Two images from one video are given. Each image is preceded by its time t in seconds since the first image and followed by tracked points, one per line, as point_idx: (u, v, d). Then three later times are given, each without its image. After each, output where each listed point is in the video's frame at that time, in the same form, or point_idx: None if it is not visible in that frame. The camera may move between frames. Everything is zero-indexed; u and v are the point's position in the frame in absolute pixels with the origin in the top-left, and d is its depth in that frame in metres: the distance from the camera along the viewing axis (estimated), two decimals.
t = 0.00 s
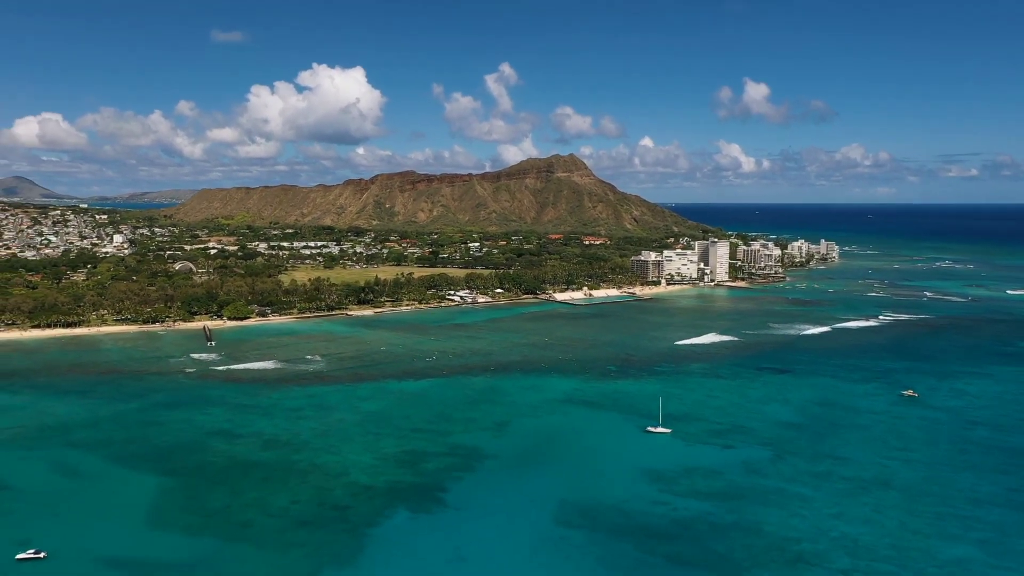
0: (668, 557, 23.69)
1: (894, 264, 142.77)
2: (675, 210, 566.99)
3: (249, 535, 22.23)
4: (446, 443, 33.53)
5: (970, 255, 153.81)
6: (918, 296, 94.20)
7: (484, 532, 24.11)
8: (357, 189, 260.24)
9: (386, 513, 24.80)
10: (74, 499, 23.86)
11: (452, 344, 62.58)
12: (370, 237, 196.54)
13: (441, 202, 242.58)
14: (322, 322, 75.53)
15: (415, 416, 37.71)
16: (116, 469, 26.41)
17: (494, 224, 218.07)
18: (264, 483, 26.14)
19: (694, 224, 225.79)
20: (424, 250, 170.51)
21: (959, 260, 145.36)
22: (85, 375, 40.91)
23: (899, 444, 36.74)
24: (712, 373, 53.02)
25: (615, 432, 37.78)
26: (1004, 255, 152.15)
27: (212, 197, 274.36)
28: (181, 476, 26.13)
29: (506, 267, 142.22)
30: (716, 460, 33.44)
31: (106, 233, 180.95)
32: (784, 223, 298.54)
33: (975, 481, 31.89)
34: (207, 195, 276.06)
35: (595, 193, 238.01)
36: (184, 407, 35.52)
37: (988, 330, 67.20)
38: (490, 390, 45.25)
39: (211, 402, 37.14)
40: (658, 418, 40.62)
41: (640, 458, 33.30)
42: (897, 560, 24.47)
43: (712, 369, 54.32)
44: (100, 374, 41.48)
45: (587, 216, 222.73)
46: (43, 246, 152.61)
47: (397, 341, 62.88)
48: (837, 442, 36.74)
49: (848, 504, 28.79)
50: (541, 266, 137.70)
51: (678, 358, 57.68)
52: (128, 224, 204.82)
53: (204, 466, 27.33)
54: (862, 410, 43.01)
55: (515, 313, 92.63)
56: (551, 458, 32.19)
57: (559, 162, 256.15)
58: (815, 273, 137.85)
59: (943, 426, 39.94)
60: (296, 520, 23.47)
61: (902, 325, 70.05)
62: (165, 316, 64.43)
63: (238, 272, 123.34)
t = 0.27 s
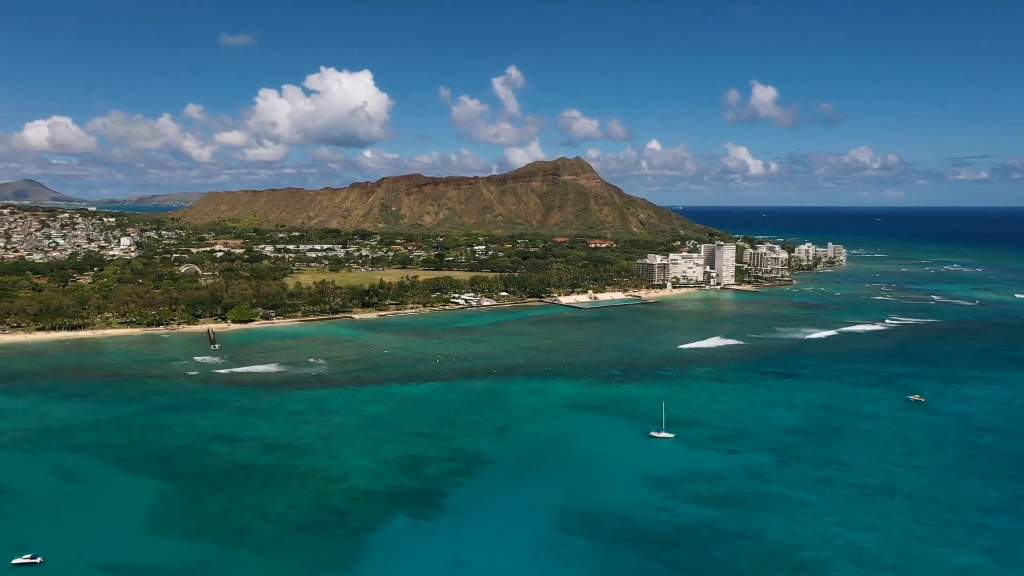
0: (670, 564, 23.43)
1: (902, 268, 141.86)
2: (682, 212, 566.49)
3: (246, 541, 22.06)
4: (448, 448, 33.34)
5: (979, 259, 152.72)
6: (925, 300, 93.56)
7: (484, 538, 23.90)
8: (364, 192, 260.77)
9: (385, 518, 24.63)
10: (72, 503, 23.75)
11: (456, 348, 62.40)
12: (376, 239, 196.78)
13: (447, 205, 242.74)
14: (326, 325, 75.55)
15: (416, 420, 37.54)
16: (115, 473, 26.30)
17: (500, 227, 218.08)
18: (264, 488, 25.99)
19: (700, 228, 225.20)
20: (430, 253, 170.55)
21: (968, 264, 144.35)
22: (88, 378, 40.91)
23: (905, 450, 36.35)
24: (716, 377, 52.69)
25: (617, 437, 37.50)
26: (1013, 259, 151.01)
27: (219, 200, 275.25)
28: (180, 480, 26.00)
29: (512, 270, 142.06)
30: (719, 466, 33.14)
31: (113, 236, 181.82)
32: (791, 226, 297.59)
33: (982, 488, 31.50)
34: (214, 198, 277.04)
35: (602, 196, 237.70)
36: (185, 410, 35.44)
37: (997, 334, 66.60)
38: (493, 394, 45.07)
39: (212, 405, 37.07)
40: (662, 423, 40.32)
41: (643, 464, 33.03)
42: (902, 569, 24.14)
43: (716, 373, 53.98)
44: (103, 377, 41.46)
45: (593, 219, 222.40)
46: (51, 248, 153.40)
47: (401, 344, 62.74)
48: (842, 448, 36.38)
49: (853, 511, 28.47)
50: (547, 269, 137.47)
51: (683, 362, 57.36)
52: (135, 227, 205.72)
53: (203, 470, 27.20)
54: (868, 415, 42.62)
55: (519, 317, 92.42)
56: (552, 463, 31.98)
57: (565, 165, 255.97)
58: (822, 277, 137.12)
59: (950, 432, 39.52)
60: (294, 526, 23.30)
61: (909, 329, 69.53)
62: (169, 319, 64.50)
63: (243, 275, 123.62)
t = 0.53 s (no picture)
0: (671, 572, 23.17)
1: (911, 271, 140.76)
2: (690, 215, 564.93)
3: (243, 547, 21.95)
4: (449, 453, 33.19)
5: (989, 262, 151.38)
6: (933, 304, 92.91)
7: (482, 544, 23.70)
8: (370, 195, 261.37)
9: (384, 524, 24.49)
10: (70, 508, 23.69)
11: (460, 351, 62.28)
12: (382, 242, 197.08)
13: (454, 208, 242.97)
14: (331, 328, 75.58)
15: (418, 425, 37.37)
16: (114, 477, 26.25)
17: (506, 230, 218.07)
18: (263, 492, 25.89)
19: (708, 231, 224.53)
20: (436, 256, 170.65)
21: (978, 268, 143.08)
22: (91, 381, 41.00)
23: (911, 456, 35.96)
24: (721, 381, 52.33)
25: (620, 442, 37.23)
26: None
27: (227, 203, 276.49)
28: (179, 484, 25.93)
29: (517, 273, 141.94)
30: (722, 472, 32.86)
31: (121, 239, 182.90)
32: (799, 228, 296.19)
33: (989, 495, 31.07)
34: (222, 201, 278.37)
35: (608, 199, 237.38)
36: (187, 414, 35.42)
37: (1006, 339, 65.86)
38: (496, 398, 44.88)
39: (214, 408, 37.03)
40: (665, 428, 40.06)
41: (646, 469, 32.79)
42: None
43: (721, 377, 53.65)
44: (106, 380, 41.54)
45: (600, 222, 222.09)
46: (59, 251, 154.40)
47: (405, 348, 62.68)
48: (847, 454, 36.01)
49: (858, 518, 28.11)
50: (552, 272, 137.27)
51: (687, 366, 57.01)
52: (143, 230, 206.92)
53: (203, 475, 27.14)
54: (874, 421, 42.19)
55: (524, 320, 92.20)
56: (554, 468, 31.78)
57: (572, 168, 255.87)
58: (830, 280, 136.42)
59: (957, 438, 39.04)
60: (293, 531, 23.18)
61: (917, 333, 68.89)
62: (174, 322, 64.70)
63: (249, 278, 124.06)
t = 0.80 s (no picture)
0: None
1: (919, 275, 139.76)
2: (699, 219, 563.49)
3: (240, 552, 21.82)
4: (450, 457, 33.02)
5: (999, 266, 150.15)
6: (942, 308, 92.15)
7: (481, 551, 23.53)
8: (377, 199, 261.88)
9: (383, 529, 24.32)
10: (69, 512, 23.62)
11: (464, 355, 62.07)
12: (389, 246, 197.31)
13: (460, 211, 243.12)
14: (335, 332, 75.56)
15: (420, 429, 37.24)
16: (113, 481, 26.15)
17: (512, 233, 218.04)
18: (262, 497, 25.74)
19: (715, 234, 223.68)
20: (442, 259, 170.64)
21: (987, 272, 141.90)
22: (94, 384, 40.98)
23: (918, 463, 35.52)
24: (726, 386, 51.95)
25: (623, 447, 36.97)
26: None
27: (234, 206, 277.58)
28: (178, 489, 25.81)
29: (523, 276, 141.75)
30: (726, 478, 32.51)
31: (129, 242, 183.65)
32: (807, 232, 294.69)
33: (997, 502, 30.65)
34: (230, 204, 279.51)
35: (615, 202, 237.00)
36: (189, 417, 35.36)
37: (1016, 344, 65.19)
38: (499, 402, 44.67)
39: (216, 412, 36.95)
40: (669, 433, 39.74)
41: (648, 475, 32.50)
42: None
43: (726, 382, 53.25)
44: (109, 383, 41.57)
45: (606, 225, 221.77)
46: (67, 255, 155.13)
47: (409, 351, 62.51)
48: (853, 460, 35.61)
49: (863, 526, 27.75)
50: (558, 275, 137.01)
51: (692, 370, 56.65)
52: (151, 233, 208.00)
53: (202, 479, 27.02)
54: (881, 427, 41.75)
55: (529, 324, 91.98)
56: (557, 474, 31.53)
57: (579, 171, 255.55)
58: (838, 284, 135.56)
59: (965, 444, 38.58)
60: (291, 537, 23.05)
61: (926, 338, 68.29)
62: (178, 325, 64.79)
63: (255, 281, 124.23)
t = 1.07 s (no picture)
0: None
1: (927, 279, 138.91)
2: (706, 222, 561.99)
3: (238, 558, 21.68)
4: (451, 462, 32.84)
5: (1008, 270, 149.09)
6: (949, 311, 91.48)
7: (481, 557, 23.33)
8: (383, 202, 262.29)
9: (382, 535, 24.17)
10: (67, 517, 23.52)
11: (467, 358, 61.84)
12: (395, 248, 197.39)
13: (466, 214, 243.16)
14: (339, 335, 75.49)
15: (421, 433, 37.07)
16: (113, 485, 26.06)
17: (518, 236, 217.92)
18: (261, 502, 25.61)
19: (721, 237, 222.99)
20: (447, 262, 170.61)
21: (996, 275, 140.88)
22: (96, 387, 40.97)
23: (924, 469, 35.08)
24: (731, 390, 51.59)
25: (625, 452, 36.70)
26: None
27: (241, 209, 278.50)
28: (177, 493, 25.70)
29: (528, 279, 141.56)
30: (730, 483, 32.19)
31: (136, 245, 184.28)
32: (815, 235, 293.26)
33: (1005, 509, 30.25)
34: (236, 207, 280.45)
35: (621, 205, 236.62)
36: (191, 421, 35.27)
37: None
38: (501, 406, 44.46)
39: (218, 416, 36.85)
40: (672, 438, 39.45)
41: (651, 480, 32.23)
42: None
43: (731, 386, 52.85)
44: (112, 386, 41.54)
45: (613, 228, 221.36)
46: (75, 257, 155.70)
47: (412, 354, 62.35)
48: (858, 466, 35.24)
49: (868, 533, 27.42)
50: (564, 279, 136.71)
51: (697, 375, 56.29)
52: (159, 236, 208.95)
53: (202, 483, 26.90)
54: (887, 432, 41.34)
55: (534, 327, 91.67)
56: (558, 480, 31.29)
57: (585, 174, 255.30)
58: (844, 287, 134.82)
59: (972, 450, 38.16)
60: (289, 542, 22.90)
61: (933, 342, 67.73)
62: (182, 328, 64.87)
63: (261, 284, 124.32)
